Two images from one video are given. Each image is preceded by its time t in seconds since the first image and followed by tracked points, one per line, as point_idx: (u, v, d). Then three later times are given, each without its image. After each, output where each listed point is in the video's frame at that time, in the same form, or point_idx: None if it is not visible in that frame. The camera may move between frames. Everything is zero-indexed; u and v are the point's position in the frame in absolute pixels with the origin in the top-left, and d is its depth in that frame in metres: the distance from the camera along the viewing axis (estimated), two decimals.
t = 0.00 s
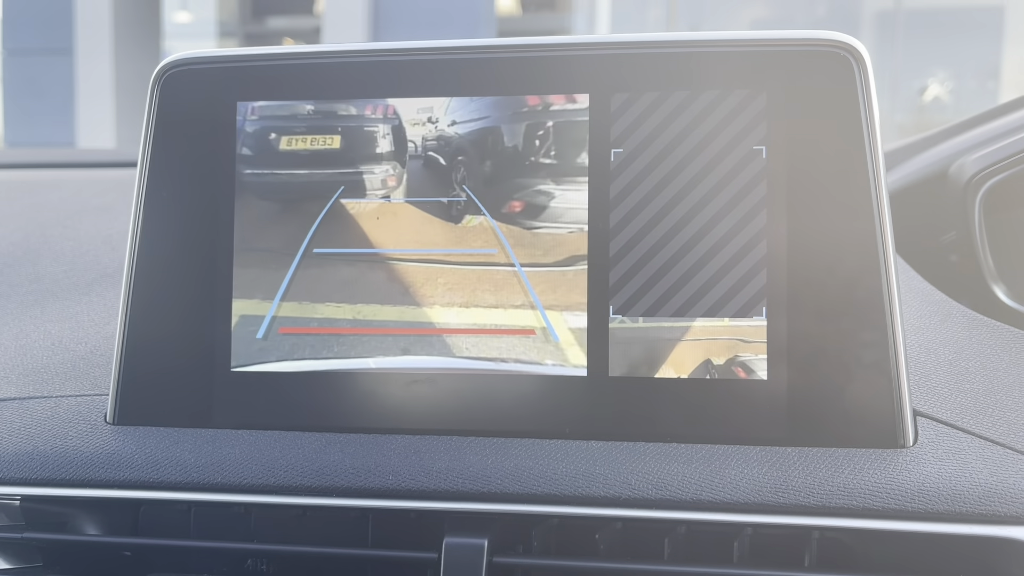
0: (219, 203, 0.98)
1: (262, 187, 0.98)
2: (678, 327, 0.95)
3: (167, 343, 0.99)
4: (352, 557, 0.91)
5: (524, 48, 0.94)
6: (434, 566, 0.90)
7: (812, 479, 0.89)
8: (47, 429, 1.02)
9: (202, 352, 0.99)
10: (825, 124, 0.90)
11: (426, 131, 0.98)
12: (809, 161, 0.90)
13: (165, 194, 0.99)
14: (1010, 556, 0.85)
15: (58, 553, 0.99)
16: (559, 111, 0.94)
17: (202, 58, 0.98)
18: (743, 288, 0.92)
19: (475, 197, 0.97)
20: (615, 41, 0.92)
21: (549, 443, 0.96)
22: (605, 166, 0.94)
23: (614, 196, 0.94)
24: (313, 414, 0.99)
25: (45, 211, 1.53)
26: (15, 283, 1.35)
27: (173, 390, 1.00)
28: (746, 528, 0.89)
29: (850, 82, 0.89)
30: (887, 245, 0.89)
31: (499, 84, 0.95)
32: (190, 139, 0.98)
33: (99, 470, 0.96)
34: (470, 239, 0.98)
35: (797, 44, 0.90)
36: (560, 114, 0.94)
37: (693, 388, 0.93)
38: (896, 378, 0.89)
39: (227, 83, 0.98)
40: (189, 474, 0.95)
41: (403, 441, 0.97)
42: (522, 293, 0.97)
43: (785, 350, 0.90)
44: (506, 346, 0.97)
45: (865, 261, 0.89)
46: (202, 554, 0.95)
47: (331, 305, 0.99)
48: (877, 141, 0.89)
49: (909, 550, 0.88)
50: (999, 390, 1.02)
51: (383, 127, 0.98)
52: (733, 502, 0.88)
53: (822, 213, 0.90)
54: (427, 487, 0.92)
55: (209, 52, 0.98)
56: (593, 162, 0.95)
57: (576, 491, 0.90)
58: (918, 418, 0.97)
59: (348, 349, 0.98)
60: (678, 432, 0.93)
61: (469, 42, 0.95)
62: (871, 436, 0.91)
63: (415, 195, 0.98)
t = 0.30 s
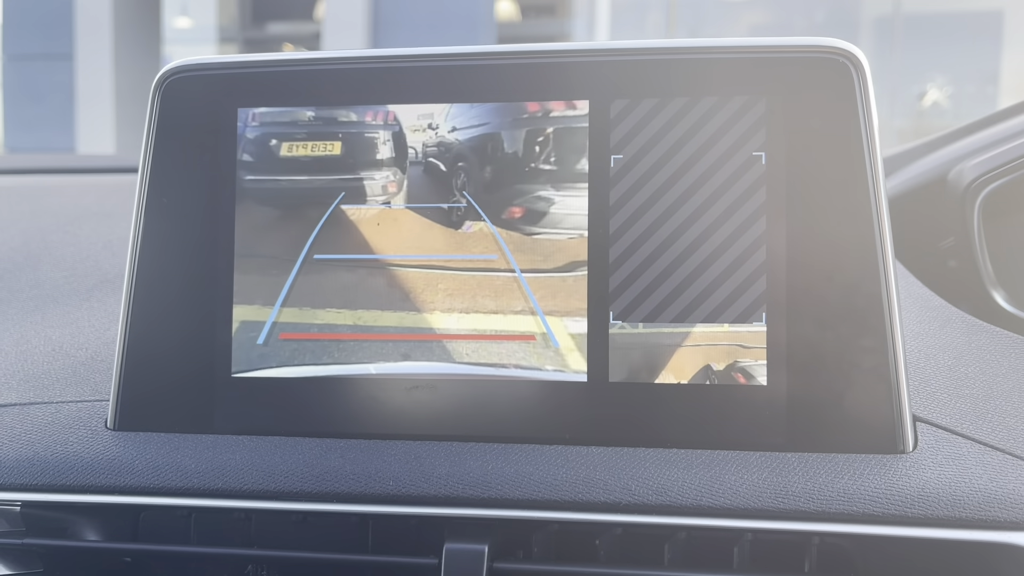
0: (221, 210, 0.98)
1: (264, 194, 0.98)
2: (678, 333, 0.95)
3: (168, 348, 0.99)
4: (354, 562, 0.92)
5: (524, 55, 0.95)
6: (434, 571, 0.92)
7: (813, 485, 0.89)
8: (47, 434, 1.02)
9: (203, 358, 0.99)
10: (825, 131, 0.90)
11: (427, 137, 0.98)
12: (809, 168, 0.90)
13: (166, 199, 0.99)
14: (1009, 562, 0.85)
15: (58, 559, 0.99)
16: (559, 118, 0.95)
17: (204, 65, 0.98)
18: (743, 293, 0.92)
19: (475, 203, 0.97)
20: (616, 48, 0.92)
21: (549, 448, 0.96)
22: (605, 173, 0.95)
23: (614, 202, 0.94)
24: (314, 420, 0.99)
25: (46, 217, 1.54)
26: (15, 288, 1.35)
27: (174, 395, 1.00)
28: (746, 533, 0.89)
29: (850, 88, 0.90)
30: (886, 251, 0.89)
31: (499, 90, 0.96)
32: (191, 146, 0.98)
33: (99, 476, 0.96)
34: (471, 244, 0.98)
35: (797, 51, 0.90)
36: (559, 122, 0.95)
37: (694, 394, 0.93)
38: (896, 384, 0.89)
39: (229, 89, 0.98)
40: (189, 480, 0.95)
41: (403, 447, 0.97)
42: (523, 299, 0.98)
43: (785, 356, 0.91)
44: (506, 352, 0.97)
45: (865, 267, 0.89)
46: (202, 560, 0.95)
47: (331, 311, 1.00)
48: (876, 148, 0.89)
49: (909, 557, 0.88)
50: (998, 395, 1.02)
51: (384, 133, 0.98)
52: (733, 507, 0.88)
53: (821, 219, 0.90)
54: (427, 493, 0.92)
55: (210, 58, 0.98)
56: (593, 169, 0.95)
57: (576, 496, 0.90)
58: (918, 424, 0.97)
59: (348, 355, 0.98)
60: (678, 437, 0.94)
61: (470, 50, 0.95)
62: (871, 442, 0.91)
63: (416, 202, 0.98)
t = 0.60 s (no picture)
0: (221, 213, 0.99)
1: (264, 198, 0.98)
2: (678, 337, 0.95)
3: (168, 352, 0.99)
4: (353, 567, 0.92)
5: (525, 59, 0.95)
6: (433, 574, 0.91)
7: (813, 489, 0.88)
8: (47, 439, 1.02)
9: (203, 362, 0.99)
10: (825, 135, 0.90)
11: (427, 141, 0.98)
12: (809, 172, 0.90)
13: (167, 203, 0.99)
14: (1010, 567, 0.85)
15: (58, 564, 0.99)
16: (559, 122, 0.95)
17: (205, 69, 0.98)
18: (743, 296, 0.92)
19: (475, 207, 0.98)
20: (616, 52, 0.92)
21: (550, 452, 0.96)
22: (605, 177, 0.95)
23: (614, 206, 0.95)
24: (313, 424, 0.99)
25: (46, 221, 1.54)
26: (16, 292, 1.35)
27: (174, 399, 1.00)
28: (746, 538, 0.89)
29: (850, 93, 0.90)
30: (886, 255, 0.89)
31: (500, 95, 0.96)
32: (192, 150, 0.99)
33: (99, 480, 0.96)
34: (470, 248, 0.98)
35: (797, 55, 0.90)
36: (559, 126, 0.95)
37: (694, 398, 0.93)
38: (896, 388, 0.89)
39: (229, 94, 0.98)
40: (189, 484, 0.95)
41: (403, 451, 0.97)
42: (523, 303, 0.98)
43: (785, 360, 0.91)
44: (506, 356, 0.97)
45: (865, 271, 0.89)
46: (202, 565, 0.95)
47: (331, 314, 1.00)
48: (876, 153, 0.89)
49: (910, 561, 0.88)
50: (998, 400, 1.02)
51: (384, 138, 0.98)
52: (735, 512, 0.88)
53: (820, 224, 0.90)
54: (427, 497, 0.91)
55: (210, 63, 0.98)
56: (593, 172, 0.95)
57: (576, 501, 0.90)
58: (918, 428, 0.97)
59: (348, 359, 0.99)
60: (678, 441, 0.94)
61: (470, 54, 0.95)
62: (871, 446, 0.91)
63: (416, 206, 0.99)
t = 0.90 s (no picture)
0: (222, 215, 0.99)
1: (265, 200, 0.99)
2: (678, 339, 0.96)
3: (169, 354, 0.99)
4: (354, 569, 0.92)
5: (524, 62, 0.95)
6: None
7: (813, 491, 0.89)
8: (48, 441, 1.02)
9: (205, 364, 0.99)
10: (825, 137, 0.90)
11: (428, 144, 0.98)
12: (809, 175, 0.91)
13: (168, 206, 0.99)
14: (1010, 568, 0.85)
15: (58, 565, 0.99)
16: (559, 125, 0.95)
17: (206, 72, 0.98)
18: (744, 298, 0.93)
19: (475, 210, 0.98)
20: (617, 55, 0.92)
21: (551, 454, 0.96)
22: (606, 179, 0.95)
23: (614, 209, 0.95)
24: (314, 426, 0.99)
25: (47, 223, 1.54)
26: (17, 295, 1.35)
27: (175, 401, 1.00)
28: (747, 540, 0.89)
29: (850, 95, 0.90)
30: (887, 257, 0.89)
31: (499, 98, 0.96)
32: (194, 152, 0.99)
33: (101, 482, 0.96)
34: (472, 250, 0.99)
35: (798, 58, 0.90)
36: (559, 128, 0.95)
37: (694, 401, 0.93)
38: (896, 389, 0.89)
39: (231, 97, 0.98)
40: (190, 486, 0.95)
41: (403, 453, 0.97)
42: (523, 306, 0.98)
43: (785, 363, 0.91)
44: (507, 358, 0.98)
45: (865, 273, 0.89)
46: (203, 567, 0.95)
47: (332, 317, 1.00)
48: (876, 156, 0.89)
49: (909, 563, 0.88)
50: (998, 402, 1.02)
51: (385, 140, 0.99)
52: (735, 514, 0.88)
53: (821, 226, 0.90)
54: (428, 499, 0.92)
55: (211, 66, 0.98)
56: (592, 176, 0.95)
57: (577, 503, 0.90)
58: (918, 430, 0.97)
59: (349, 362, 0.99)
60: (679, 443, 0.94)
61: (470, 57, 0.95)
62: (871, 449, 0.91)
63: (416, 209, 0.99)
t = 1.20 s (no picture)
0: (223, 217, 0.99)
1: (265, 202, 0.99)
2: (678, 341, 0.95)
3: (170, 355, 0.99)
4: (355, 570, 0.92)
5: (523, 65, 0.95)
6: None
7: (812, 492, 0.89)
8: (50, 442, 1.02)
9: (206, 365, 0.99)
10: (824, 139, 0.91)
11: (428, 146, 0.99)
12: (808, 176, 0.91)
13: (169, 207, 0.99)
14: (1009, 569, 0.86)
15: (61, 566, 0.99)
16: (559, 127, 0.95)
17: (208, 74, 0.99)
18: (744, 300, 0.93)
19: (476, 212, 0.98)
20: (616, 58, 0.93)
21: (550, 455, 0.96)
22: (605, 181, 0.95)
23: (614, 211, 0.95)
24: (314, 427, 0.99)
25: (48, 225, 1.54)
26: (18, 296, 1.35)
27: (176, 402, 1.00)
28: (746, 540, 0.90)
29: (849, 98, 0.90)
30: (886, 259, 0.89)
31: (499, 100, 0.96)
32: (194, 154, 0.99)
33: (102, 483, 0.97)
34: (473, 251, 0.99)
35: (797, 60, 0.90)
36: (559, 130, 0.95)
37: (694, 402, 0.93)
38: (895, 390, 0.89)
39: (231, 99, 0.99)
40: (191, 487, 0.95)
41: (403, 454, 0.97)
42: (523, 307, 0.98)
43: (784, 364, 0.91)
44: (506, 359, 0.98)
45: (864, 275, 0.89)
46: (205, 567, 0.95)
47: (332, 318, 1.00)
48: (875, 158, 0.90)
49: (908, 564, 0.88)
50: (997, 403, 1.02)
51: (385, 142, 0.99)
52: (733, 515, 0.89)
53: (820, 228, 0.90)
54: (428, 500, 0.92)
55: (212, 68, 0.98)
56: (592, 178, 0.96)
57: (577, 503, 0.91)
58: (917, 431, 0.97)
59: (349, 362, 0.99)
60: (679, 444, 0.94)
61: (469, 60, 0.96)
62: (871, 450, 0.91)
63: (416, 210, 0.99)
